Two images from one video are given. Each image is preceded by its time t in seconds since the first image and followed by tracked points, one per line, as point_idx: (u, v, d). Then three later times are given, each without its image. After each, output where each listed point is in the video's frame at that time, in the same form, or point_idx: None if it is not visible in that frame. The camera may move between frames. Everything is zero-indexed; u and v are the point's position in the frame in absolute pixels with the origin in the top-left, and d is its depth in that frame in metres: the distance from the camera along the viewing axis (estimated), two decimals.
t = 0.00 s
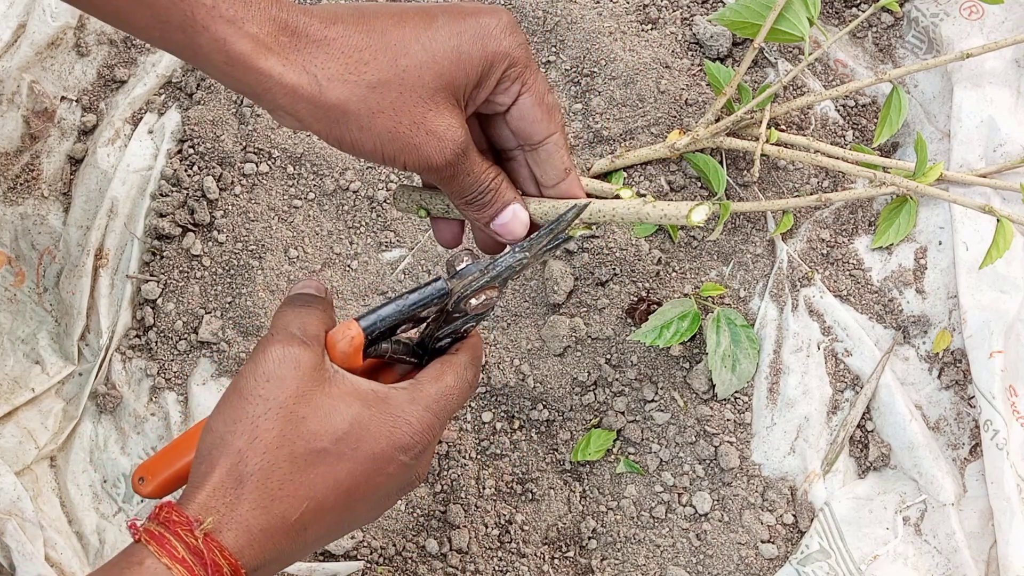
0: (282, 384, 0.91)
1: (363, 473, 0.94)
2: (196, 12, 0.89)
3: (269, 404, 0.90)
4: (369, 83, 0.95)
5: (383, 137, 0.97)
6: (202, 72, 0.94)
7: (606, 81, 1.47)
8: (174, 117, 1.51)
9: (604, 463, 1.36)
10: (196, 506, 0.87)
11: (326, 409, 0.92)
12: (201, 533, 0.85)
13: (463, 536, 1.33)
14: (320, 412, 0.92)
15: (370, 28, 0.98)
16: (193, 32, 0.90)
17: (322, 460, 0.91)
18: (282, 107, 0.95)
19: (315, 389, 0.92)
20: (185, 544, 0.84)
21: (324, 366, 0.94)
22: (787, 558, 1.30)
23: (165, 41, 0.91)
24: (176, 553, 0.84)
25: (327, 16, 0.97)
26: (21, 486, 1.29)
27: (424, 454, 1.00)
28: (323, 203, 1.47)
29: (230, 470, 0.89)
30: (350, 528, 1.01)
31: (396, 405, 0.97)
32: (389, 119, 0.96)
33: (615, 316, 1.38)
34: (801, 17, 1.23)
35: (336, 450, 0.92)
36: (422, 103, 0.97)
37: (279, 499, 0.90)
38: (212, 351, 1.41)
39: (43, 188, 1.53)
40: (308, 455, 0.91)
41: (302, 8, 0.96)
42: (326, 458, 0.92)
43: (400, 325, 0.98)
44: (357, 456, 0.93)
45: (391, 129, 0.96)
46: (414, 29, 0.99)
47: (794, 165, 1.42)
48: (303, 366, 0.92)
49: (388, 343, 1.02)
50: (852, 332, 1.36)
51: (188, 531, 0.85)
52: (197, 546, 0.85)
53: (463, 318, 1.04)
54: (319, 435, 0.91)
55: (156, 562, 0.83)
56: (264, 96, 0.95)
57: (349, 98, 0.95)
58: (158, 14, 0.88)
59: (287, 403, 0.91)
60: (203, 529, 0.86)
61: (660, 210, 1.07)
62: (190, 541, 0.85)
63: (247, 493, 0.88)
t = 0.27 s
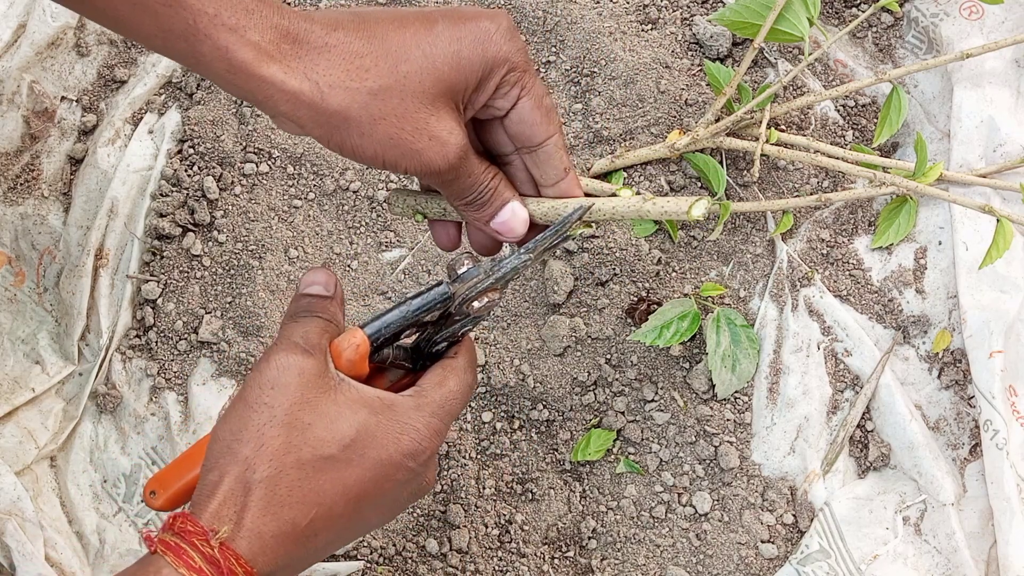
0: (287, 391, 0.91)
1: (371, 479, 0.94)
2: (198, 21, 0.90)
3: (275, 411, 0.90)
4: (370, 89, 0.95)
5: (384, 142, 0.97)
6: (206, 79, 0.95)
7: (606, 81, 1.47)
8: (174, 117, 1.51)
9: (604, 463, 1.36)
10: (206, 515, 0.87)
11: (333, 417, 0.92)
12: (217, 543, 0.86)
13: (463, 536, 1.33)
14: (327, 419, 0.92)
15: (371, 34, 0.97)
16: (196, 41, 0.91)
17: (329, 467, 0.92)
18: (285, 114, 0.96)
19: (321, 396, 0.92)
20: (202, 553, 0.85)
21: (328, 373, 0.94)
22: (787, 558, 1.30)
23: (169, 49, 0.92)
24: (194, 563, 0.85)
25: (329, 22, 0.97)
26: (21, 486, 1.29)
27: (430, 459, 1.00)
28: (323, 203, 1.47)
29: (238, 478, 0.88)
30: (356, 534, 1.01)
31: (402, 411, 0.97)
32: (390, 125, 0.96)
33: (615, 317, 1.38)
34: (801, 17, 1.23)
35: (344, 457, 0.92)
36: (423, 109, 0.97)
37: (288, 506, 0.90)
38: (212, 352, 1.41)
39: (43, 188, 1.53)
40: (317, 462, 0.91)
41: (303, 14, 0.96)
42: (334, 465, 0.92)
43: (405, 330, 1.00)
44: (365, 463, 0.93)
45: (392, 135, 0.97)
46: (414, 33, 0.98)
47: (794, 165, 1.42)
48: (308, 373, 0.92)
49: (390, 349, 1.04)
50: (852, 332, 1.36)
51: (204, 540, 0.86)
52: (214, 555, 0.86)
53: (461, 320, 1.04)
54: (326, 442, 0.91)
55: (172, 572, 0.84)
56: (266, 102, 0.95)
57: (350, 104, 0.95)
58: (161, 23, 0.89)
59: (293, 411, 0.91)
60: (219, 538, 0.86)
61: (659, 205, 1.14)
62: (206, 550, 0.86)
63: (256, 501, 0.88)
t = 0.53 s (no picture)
0: (273, 380, 0.92)
1: (356, 460, 0.94)
2: (183, 36, 0.91)
3: (259, 399, 0.91)
4: (354, 104, 0.95)
5: (372, 154, 0.97)
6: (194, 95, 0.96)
7: (606, 81, 1.47)
8: (174, 117, 1.51)
9: (604, 463, 1.36)
10: (192, 501, 0.88)
11: (316, 402, 0.92)
12: (202, 530, 0.86)
13: (463, 536, 1.33)
14: (310, 404, 0.92)
15: (356, 48, 0.97)
16: (182, 57, 0.92)
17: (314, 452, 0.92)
18: (271, 130, 0.96)
19: (305, 383, 0.93)
20: (186, 539, 0.85)
21: (314, 360, 0.94)
22: (787, 558, 1.30)
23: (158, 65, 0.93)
24: (177, 549, 0.85)
25: (313, 37, 0.97)
26: (21, 486, 1.29)
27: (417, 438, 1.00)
28: (323, 203, 1.47)
29: (224, 465, 0.89)
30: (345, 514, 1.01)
31: (389, 392, 0.96)
32: (377, 138, 0.96)
33: (615, 316, 1.38)
34: (801, 17, 1.23)
35: (328, 440, 0.92)
36: (410, 121, 0.96)
37: (273, 490, 0.90)
38: (212, 351, 1.41)
39: (43, 189, 1.53)
40: (301, 446, 0.91)
41: (287, 29, 0.96)
42: (319, 450, 0.92)
43: (396, 325, 1.00)
44: (350, 445, 0.93)
45: (379, 148, 0.96)
46: (400, 45, 0.98)
47: (794, 165, 1.43)
48: (292, 362, 0.93)
49: (385, 337, 1.04)
50: (852, 332, 1.36)
51: (188, 527, 0.86)
52: (197, 542, 0.86)
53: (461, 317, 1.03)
54: (310, 427, 0.92)
55: (157, 557, 0.85)
56: (252, 117, 0.95)
57: (335, 119, 0.95)
58: (149, 39, 0.91)
59: (277, 398, 0.91)
60: (202, 525, 0.86)
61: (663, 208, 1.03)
62: (190, 537, 0.86)
63: (242, 488, 0.89)
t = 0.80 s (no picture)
0: (267, 377, 0.92)
1: (346, 465, 0.94)
2: (181, 18, 0.91)
3: (252, 395, 0.91)
4: (358, 78, 0.96)
5: (374, 131, 0.98)
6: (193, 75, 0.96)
7: (606, 81, 1.47)
8: (174, 117, 1.51)
9: (604, 463, 1.36)
10: (181, 492, 0.88)
11: (310, 402, 0.92)
12: (189, 518, 0.87)
13: (463, 536, 1.33)
14: (303, 403, 0.92)
15: (357, 23, 0.98)
16: (180, 37, 0.91)
17: (304, 451, 0.92)
18: (273, 108, 0.97)
19: (299, 381, 0.93)
20: (173, 527, 0.86)
21: (310, 359, 0.94)
22: (787, 558, 1.30)
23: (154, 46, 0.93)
24: (164, 536, 0.85)
25: (313, 15, 0.97)
26: (21, 486, 1.29)
27: (409, 449, 1.00)
28: (323, 203, 1.47)
29: (214, 457, 0.90)
30: (332, 522, 1.00)
31: (383, 399, 0.96)
32: (380, 112, 0.97)
33: (615, 317, 1.38)
34: (801, 17, 1.23)
35: (319, 441, 0.92)
36: (412, 94, 0.98)
37: (260, 486, 0.90)
38: (212, 352, 1.41)
39: (43, 188, 1.53)
40: (292, 445, 0.91)
41: (287, 8, 0.97)
42: (309, 449, 0.92)
43: (391, 320, 1.00)
44: (339, 447, 0.93)
45: (382, 123, 0.98)
46: (400, 18, 0.99)
47: (794, 165, 1.43)
48: (287, 360, 0.93)
49: (379, 338, 1.04)
50: (852, 332, 1.36)
51: (175, 515, 0.86)
52: (185, 530, 0.86)
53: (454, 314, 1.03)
54: (301, 425, 0.92)
55: (144, 546, 0.85)
56: (253, 96, 0.96)
57: (337, 96, 0.96)
58: (145, 20, 0.90)
59: (270, 395, 0.91)
60: (190, 513, 0.87)
61: (671, 171, 1.05)
62: (178, 524, 0.86)
63: (230, 480, 0.89)
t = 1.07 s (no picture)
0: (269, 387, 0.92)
1: (350, 474, 0.94)
2: (181, 21, 0.92)
3: (256, 404, 0.92)
4: (353, 88, 0.96)
5: (368, 140, 0.99)
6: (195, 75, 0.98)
7: (606, 81, 1.47)
8: (174, 117, 1.51)
9: (604, 463, 1.36)
10: (184, 501, 0.89)
11: (313, 411, 0.93)
12: (189, 527, 0.87)
13: (463, 536, 1.33)
14: (306, 412, 0.93)
15: (355, 32, 0.98)
16: (180, 40, 0.93)
17: (307, 461, 0.92)
18: (270, 112, 0.98)
19: (302, 390, 0.93)
20: (174, 537, 0.86)
21: (313, 373, 0.94)
22: (787, 558, 1.30)
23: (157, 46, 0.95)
24: (165, 546, 0.85)
25: (313, 21, 0.98)
26: (21, 486, 1.29)
27: (414, 460, 0.99)
28: (323, 203, 1.47)
29: (217, 466, 0.90)
30: (339, 534, 1.00)
31: (387, 408, 0.96)
32: (374, 123, 0.98)
33: (615, 316, 1.38)
34: (801, 17, 1.23)
35: (322, 451, 0.93)
36: (407, 105, 0.97)
37: (263, 494, 0.90)
38: (212, 351, 1.41)
39: (43, 188, 1.53)
40: (295, 454, 0.92)
41: (288, 13, 0.97)
42: (313, 458, 0.92)
43: (394, 331, 1.01)
44: (342, 457, 0.93)
45: (376, 132, 0.98)
46: (399, 29, 0.99)
47: (794, 165, 1.43)
48: (292, 370, 0.93)
49: (381, 350, 1.05)
50: (852, 332, 1.36)
51: (176, 524, 0.86)
52: (185, 539, 0.86)
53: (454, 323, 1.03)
54: (304, 435, 0.92)
55: (144, 555, 0.84)
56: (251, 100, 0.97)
57: (332, 105, 0.96)
58: (148, 22, 0.92)
59: (273, 403, 0.92)
60: (190, 522, 0.87)
61: (666, 187, 1.04)
62: (178, 534, 0.86)
63: (233, 490, 0.90)
